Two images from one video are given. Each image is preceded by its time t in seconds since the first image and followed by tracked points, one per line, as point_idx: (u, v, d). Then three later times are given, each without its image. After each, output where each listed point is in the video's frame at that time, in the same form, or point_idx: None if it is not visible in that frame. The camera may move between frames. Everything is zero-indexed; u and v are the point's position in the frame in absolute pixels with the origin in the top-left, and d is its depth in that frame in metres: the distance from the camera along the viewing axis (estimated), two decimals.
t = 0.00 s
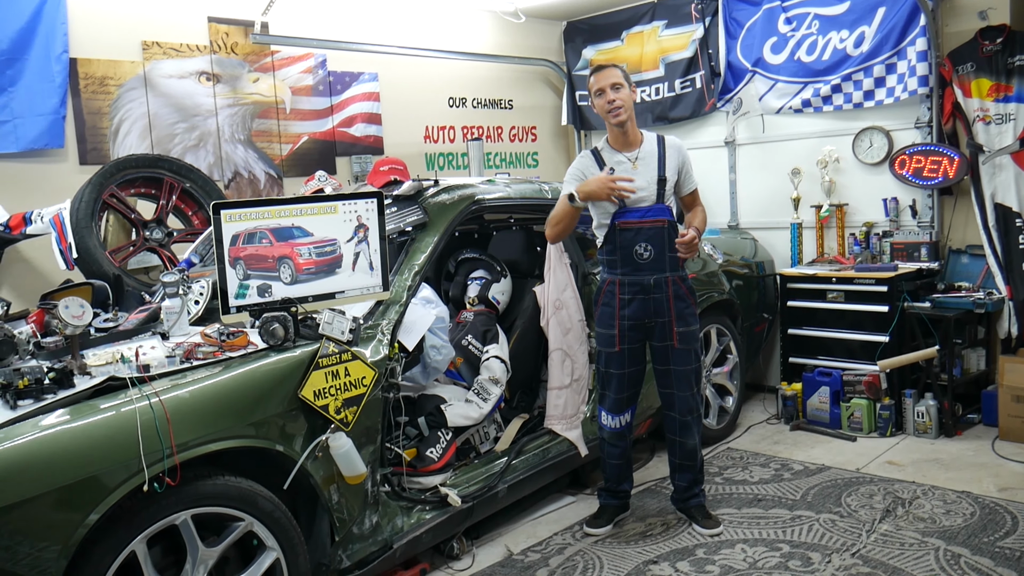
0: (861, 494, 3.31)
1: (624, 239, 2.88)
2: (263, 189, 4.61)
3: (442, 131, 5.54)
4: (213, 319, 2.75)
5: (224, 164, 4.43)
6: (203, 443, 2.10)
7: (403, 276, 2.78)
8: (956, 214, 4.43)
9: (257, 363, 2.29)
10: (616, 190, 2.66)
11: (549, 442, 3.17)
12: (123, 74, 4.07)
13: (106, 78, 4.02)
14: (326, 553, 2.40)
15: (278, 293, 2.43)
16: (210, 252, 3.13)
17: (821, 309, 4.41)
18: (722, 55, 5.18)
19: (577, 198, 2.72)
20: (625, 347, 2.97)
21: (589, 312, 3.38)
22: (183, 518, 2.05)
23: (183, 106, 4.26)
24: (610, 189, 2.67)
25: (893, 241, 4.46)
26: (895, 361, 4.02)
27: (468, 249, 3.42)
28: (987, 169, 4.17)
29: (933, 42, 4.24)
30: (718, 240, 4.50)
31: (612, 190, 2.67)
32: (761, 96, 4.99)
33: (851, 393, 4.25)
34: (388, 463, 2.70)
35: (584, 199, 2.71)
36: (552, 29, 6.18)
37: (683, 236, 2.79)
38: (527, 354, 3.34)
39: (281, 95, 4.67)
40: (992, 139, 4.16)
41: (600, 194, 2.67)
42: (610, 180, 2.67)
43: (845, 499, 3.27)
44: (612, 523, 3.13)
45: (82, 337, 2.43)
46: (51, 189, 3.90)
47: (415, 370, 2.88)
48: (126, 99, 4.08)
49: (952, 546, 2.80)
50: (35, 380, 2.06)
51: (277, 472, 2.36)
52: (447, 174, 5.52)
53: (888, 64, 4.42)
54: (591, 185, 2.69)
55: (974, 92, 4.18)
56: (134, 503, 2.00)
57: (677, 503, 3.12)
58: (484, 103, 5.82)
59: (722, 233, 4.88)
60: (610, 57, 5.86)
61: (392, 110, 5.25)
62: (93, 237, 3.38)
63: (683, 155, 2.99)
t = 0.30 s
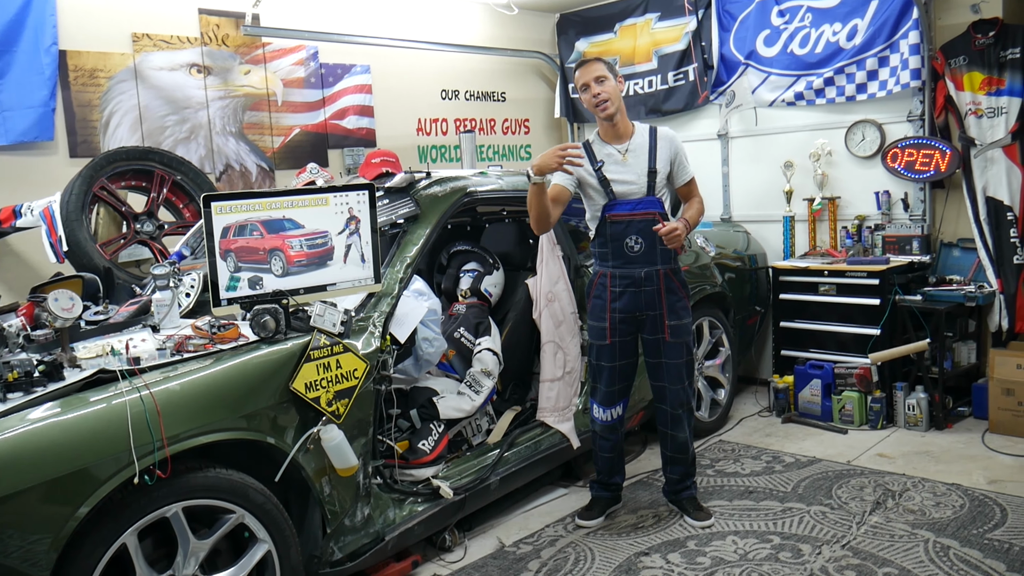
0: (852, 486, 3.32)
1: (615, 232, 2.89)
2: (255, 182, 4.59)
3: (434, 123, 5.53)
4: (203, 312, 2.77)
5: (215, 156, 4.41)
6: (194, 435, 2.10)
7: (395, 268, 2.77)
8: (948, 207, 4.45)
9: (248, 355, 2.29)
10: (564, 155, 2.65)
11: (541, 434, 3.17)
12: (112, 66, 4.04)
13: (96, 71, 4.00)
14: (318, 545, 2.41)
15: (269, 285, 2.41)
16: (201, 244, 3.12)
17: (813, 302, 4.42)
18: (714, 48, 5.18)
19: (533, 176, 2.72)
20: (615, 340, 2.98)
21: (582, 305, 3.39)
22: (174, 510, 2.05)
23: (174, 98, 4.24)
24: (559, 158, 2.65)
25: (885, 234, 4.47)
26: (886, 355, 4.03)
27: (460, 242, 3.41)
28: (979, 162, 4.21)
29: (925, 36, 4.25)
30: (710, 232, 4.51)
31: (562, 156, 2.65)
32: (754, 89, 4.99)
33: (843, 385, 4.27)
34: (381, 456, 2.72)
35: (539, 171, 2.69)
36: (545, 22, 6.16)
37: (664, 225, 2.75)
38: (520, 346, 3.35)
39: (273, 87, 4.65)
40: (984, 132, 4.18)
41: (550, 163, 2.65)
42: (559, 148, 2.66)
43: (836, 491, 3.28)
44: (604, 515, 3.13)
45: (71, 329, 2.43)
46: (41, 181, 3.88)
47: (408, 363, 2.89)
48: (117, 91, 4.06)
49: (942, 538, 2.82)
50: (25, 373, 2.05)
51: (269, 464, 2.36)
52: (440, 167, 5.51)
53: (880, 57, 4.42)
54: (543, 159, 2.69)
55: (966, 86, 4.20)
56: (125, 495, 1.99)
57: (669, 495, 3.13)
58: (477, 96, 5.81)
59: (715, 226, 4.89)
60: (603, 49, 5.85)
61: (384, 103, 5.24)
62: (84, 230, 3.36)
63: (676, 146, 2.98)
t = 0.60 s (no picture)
0: (850, 478, 3.33)
1: (613, 223, 2.89)
2: (255, 171, 4.58)
3: (435, 113, 5.51)
4: (203, 302, 2.76)
5: (215, 145, 4.40)
6: (194, 424, 2.10)
7: (394, 259, 2.77)
8: (949, 198, 4.43)
9: (247, 345, 2.29)
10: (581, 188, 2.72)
11: (540, 425, 3.17)
12: (112, 54, 4.03)
13: (95, 58, 3.98)
14: (316, 534, 2.41)
15: (269, 275, 2.40)
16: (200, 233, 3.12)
17: (813, 293, 4.42)
18: (716, 37, 5.15)
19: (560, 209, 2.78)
20: (614, 331, 2.98)
21: (581, 296, 3.38)
22: (173, 499, 2.05)
23: (173, 87, 4.23)
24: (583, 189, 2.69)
25: (886, 225, 4.46)
26: (885, 346, 4.03)
27: (461, 232, 3.39)
28: (980, 152, 4.19)
29: (928, 25, 4.23)
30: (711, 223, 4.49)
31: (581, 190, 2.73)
32: (755, 79, 4.96)
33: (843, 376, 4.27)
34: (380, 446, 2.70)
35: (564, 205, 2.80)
36: (546, 11, 6.13)
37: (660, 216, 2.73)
38: (519, 337, 3.35)
39: (273, 76, 4.63)
40: (985, 123, 4.16)
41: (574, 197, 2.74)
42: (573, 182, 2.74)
43: (834, 483, 3.29)
44: (603, 506, 3.14)
45: (70, 318, 2.43)
46: (41, 169, 3.87)
47: (408, 353, 2.87)
48: (116, 79, 4.04)
49: (940, 529, 2.82)
50: (23, 361, 2.05)
51: (267, 454, 2.36)
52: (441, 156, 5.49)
53: (882, 48, 4.40)
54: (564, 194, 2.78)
55: (968, 76, 4.17)
56: (124, 484, 1.99)
57: (668, 486, 3.13)
58: (478, 86, 5.79)
59: (715, 216, 4.87)
60: (604, 39, 5.82)
61: (385, 92, 5.22)
62: (83, 219, 3.36)
63: (675, 136, 2.93)
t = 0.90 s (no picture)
0: (854, 477, 3.32)
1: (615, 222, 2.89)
2: (259, 169, 4.58)
3: (438, 111, 5.51)
4: (206, 300, 2.72)
5: (219, 143, 4.40)
6: (196, 422, 2.10)
7: (397, 257, 2.77)
8: (954, 197, 4.42)
9: (251, 343, 2.29)
10: (637, 223, 2.68)
11: (543, 424, 3.17)
12: (116, 52, 4.03)
13: (100, 56, 3.98)
14: (319, 533, 2.41)
15: (272, 273, 2.41)
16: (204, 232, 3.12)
17: (817, 292, 4.41)
18: (720, 36, 5.14)
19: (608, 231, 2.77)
20: (616, 331, 2.97)
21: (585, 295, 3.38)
22: (176, 497, 2.06)
23: (177, 85, 4.23)
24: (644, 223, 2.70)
25: (890, 224, 4.45)
26: (889, 345, 4.04)
27: (463, 231, 3.40)
28: (985, 151, 4.15)
29: (932, 24, 4.21)
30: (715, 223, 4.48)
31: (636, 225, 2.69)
32: (759, 77, 4.95)
33: (846, 375, 4.26)
34: (381, 443, 2.69)
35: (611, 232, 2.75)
36: (550, 9, 6.12)
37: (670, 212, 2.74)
38: (522, 336, 3.34)
39: (276, 74, 4.63)
40: (990, 121, 4.14)
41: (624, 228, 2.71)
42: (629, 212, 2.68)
43: (838, 482, 3.28)
44: (606, 505, 3.14)
45: (74, 316, 2.44)
46: (45, 167, 3.88)
47: (410, 351, 2.91)
48: (120, 77, 4.05)
49: (943, 529, 2.82)
50: (26, 358, 2.06)
51: (271, 452, 2.36)
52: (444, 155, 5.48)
53: (887, 46, 4.38)
54: (615, 220, 2.72)
55: (973, 75, 4.15)
56: (127, 481, 2.00)
57: (671, 485, 3.13)
58: (482, 84, 5.78)
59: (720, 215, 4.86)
60: (608, 37, 5.81)
61: (388, 90, 5.22)
62: (87, 216, 3.36)
63: (678, 136, 2.96)
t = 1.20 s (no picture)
0: (856, 482, 3.32)
1: (616, 227, 2.89)
2: (261, 173, 4.59)
3: (441, 115, 5.52)
4: (208, 303, 2.75)
5: (221, 147, 4.41)
6: (198, 427, 2.10)
7: (400, 261, 2.76)
8: (956, 202, 4.42)
9: (253, 347, 2.29)
10: (641, 249, 2.78)
11: (545, 428, 3.17)
12: (120, 56, 4.04)
13: (103, 60, 3.99)
14: (321, 537, 2.41)
15: (274, 277, 2.41)
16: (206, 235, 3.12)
17: (819, 296, 4.40)
18: (723, 40, 5.14)
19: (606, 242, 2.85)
20: (616, 335, 2.97)
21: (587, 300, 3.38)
22: (177, 501, 2.06)
23: (180, 89, 4.24)
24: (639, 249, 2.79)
25: (892, 229, 4.44)
26: (892, 351, 4.01)
27: (466, 235, 3.40)
28: (987, 156, 4.16)
29: (935, 29, 4.21)
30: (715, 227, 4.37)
31: (639, 250, 2.79)
32: (761, 82, 4.96)
33: (849, 380, 4.25)
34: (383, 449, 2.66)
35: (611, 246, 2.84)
36: (552, 14, 6.13)
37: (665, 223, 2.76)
38: (524, 340, 3.34)
39: (279, 78, 4.64)
40: (992, 127, 4.15)
41: (625, 249, 2.80)
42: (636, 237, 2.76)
43: (840, 487, 3.27)
44: (608, 509, 3.14)
45: (76, 320, 2.44)
46: (48, 171, 3.88)
47: (412, 355, 2.92)
48: (124, 81, 4.05)
49: (946, 535, 2.81)
50: (29, 362, 2.06)
51: (272, 456, 2.36)
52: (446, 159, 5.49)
53: (889, 51, 4.38)
54: (619, 239, 2.80)
55: (975, 80, 4.16)
56: (129, 485, 2.00)
57: (672, 490, 3.12)
58: (484, 88, 5.79)
59: (721, 220, 4.86)
60: (610, 41, 5.82)
61: (391, 94, 5.23)
62: (89, 220, 3.37)
63: (680, 141, 2.95)
